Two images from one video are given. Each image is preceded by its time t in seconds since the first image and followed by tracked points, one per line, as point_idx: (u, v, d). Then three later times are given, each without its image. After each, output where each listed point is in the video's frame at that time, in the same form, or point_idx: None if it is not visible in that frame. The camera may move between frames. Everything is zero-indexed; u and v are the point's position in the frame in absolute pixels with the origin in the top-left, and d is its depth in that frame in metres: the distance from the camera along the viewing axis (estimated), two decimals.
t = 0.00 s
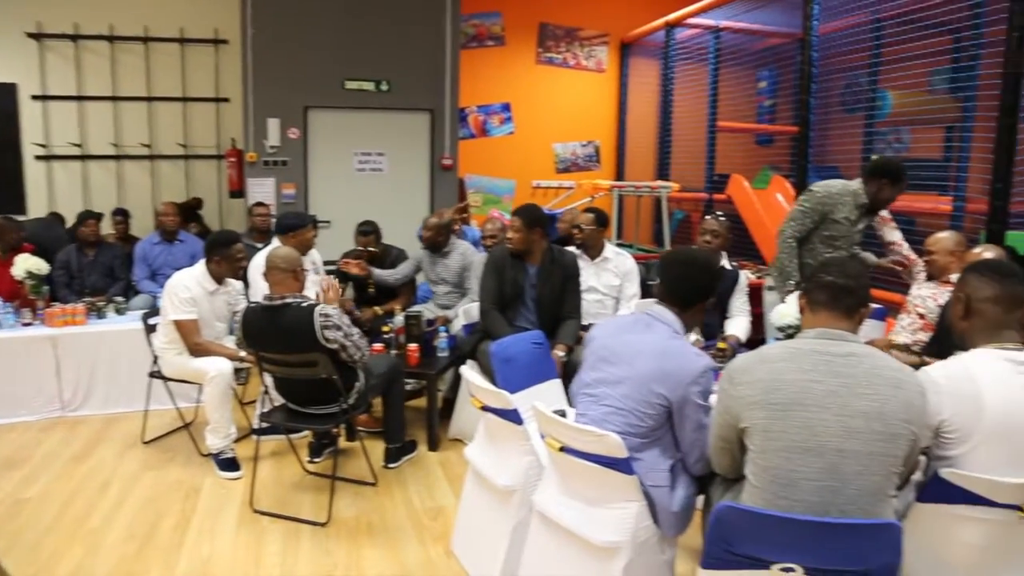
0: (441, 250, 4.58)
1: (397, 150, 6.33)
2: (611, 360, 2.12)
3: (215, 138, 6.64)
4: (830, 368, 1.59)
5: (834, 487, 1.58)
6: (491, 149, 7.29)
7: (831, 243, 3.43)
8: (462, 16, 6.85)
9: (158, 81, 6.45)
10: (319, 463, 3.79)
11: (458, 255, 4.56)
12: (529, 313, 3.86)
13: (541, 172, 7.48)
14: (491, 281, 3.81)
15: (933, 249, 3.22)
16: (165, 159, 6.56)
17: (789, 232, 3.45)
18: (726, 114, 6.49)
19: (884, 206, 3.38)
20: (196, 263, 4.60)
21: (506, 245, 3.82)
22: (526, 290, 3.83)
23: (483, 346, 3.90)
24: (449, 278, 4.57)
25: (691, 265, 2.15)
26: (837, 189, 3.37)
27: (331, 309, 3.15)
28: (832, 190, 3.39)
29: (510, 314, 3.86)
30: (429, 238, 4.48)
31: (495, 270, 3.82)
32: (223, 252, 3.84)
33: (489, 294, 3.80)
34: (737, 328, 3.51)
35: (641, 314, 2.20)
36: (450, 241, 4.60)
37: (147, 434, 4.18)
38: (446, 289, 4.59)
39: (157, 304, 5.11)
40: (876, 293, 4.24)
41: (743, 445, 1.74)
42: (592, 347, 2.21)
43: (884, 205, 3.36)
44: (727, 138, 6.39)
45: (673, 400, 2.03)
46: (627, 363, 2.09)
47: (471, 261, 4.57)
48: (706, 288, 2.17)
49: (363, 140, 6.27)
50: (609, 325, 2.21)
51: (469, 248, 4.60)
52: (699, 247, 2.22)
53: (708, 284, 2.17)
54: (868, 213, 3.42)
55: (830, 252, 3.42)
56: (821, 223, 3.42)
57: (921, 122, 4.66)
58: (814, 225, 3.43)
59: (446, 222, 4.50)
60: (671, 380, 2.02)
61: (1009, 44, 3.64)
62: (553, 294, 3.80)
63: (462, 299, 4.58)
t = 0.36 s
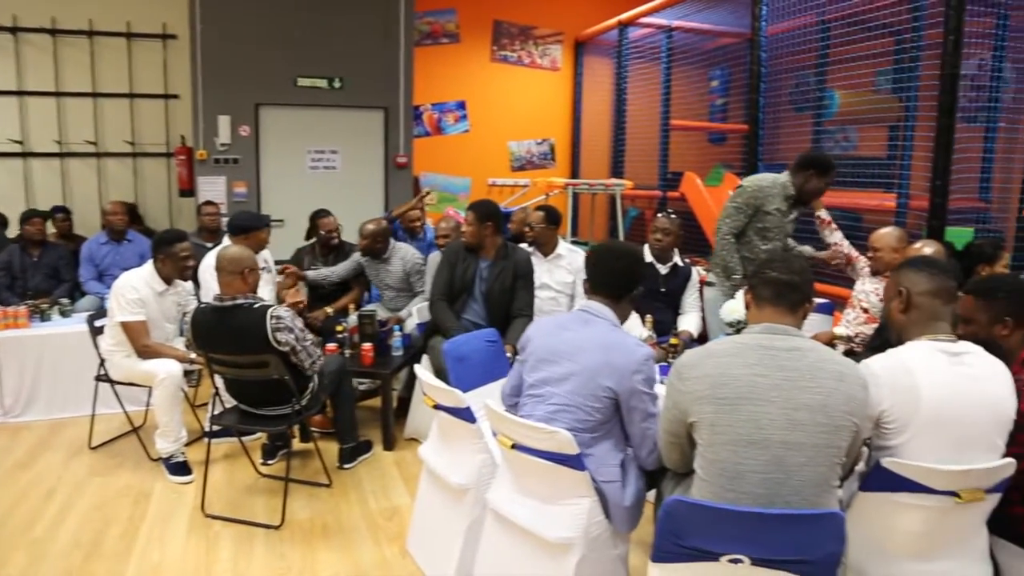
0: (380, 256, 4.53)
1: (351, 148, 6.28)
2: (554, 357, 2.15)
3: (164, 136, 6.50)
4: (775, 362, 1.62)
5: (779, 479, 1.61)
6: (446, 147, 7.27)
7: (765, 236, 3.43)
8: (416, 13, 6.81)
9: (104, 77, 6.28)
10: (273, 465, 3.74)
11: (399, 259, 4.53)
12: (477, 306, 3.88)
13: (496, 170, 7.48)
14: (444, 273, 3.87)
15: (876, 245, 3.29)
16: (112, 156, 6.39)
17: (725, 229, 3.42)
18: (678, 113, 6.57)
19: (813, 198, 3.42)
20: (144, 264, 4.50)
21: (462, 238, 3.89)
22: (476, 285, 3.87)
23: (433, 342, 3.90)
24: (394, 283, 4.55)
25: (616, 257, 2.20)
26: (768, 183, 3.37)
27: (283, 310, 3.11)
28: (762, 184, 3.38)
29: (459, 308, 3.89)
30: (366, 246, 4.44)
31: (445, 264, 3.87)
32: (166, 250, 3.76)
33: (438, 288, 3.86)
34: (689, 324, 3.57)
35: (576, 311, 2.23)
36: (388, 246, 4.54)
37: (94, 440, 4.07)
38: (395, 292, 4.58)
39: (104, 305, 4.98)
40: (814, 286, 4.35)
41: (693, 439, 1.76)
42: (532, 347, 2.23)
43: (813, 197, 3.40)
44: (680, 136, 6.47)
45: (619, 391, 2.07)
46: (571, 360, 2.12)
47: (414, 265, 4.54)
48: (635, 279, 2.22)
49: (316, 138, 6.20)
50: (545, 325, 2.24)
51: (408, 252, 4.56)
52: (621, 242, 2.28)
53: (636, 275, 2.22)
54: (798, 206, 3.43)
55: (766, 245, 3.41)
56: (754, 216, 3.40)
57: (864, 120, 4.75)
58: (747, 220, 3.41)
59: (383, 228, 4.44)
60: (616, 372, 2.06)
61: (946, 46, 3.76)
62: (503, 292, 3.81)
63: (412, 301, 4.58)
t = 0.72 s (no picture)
0: (342, 260, 4.52)
1: (319, 151, 6.24)
2: (516, 357, 2.18)
3: (127, 139, 6.41)
4: (736, 361, 1.65)
5: (742, 477, 1.64)
6: (414, 149, 7.25)
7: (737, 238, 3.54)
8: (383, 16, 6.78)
9: (64, 80, 6.17)
10: (242, 471, 3.71)
11: (361, 264, 4.49)
12: (441, 308, 3.90)
13: (465, 172, 7.49)
14: (408, 272, 3.90)
15: (841, 244, 3.33)
16: (74, 161, 6.28)
17: (700, 233, 3.50)
18: (645, 114, 6.63)
19: (782, 202, 3.51)
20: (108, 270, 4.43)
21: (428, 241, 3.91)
22: (442, 286, 3.88)
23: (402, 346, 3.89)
24: (357, 287, 4.52)
25: (569, 253, 2.25)
26: (740, 186, 3.47)
27: (250, 317, 3.08)
28: (734, 188, 3.48)
29: (422, 311, 3.90)
30: (327, 249, 4.40)
31: (410, 266, 3.90)
32: (121, 253, 3.74)
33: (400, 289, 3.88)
34: (657, 324, 3.58)
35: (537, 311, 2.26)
36: (350, 250, 4.50)
37: (57, 450, 4.00)
38: (360, 296, 4.56)
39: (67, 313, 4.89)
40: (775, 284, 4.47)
41: (657, 439, 1.78)
42: (493, 348, 2.26)
43: (782, 200, 3.49)
44: (646, 137, 6.53)
45: (581, 387, 2.11)
46: (532, 360, 2.15)
47: (376, 269, 4.50)
48: (586, 274, 2.26)
49: (283, 141, 6.15)
50: (505, 326, 2.28)
51: (370, 256, 4.52)
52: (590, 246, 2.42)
53: (587, 271, 2.26)
54: (767, 208, 3.54)
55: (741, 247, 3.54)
56: (727, 220, 3.50)
57: (826, 122, 4.84)
58: (719, 223, 3.50)
59: (343, 231, 4.40)
60: (576, 370, 2.10)
61: (902, 50, 3.84)
62: (468, 293, 3.81)
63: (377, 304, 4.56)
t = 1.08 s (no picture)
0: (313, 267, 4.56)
1: (295, 157, 6.22)
2: (490, 361, 2.21)
3: (101, 145, 6.35)
4: (703, 364, 1.68)
5: (709, 479, 1.66)
6: (391, 155, 7.25)
7: (726, 243, 3.51)
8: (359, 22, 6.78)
9: (36, 85, 6.10)
10: (216, 480, 3.69)
11: (331, 269, 4.49)
12: (415, 316, 3.90)
13: (442, 177, 7.49)
14: (379, 282, 3.91)
15: (817, 250, 3.36)
16: (46, 167, 6.21)
17: (690, 242, 3.45)
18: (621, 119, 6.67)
19: (769, 207, 3.51)
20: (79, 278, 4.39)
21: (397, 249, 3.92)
22: (415, 293, 3.88)
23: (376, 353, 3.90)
24: (328, 292, 4.49)
25: (544, 258, 2.29)
26: (727, 191, 3.43)
27: (223, 324, 3.07)
28: (723, 192, 3.44)
29: (396, 318, 3.91)
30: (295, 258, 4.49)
31: (382, 274, 3.90)
32: (91, 259, 3.73)
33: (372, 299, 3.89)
34: (632, 328, 3.62)
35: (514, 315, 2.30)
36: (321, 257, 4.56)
37: (28, 460, 3.95)
38: (333, 302, 4.53)
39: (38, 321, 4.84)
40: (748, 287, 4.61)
41: (626, 443, 1.80)
42: (468, 354, 2.29)
43: (769, 205, 3.49)
44: (622, 142, 6.57)
45: (556, 389, 2.14)
46: (508, 363, 2.18)
47: (347, 273, 4.48)
48: (561, 280, 2.29)
49: (259, 147, 6.13)
50: (480, 332, 2.31)
51: (340, 261, 4.51)
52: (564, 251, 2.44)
53: (560, 276, 2.29)
54: (754, 212, 3.53)
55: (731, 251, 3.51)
56: (717, 225, 3.46)
57: (803, 126, 4.93)
58: (708, 229, 3.47)
59: (310, 239, 4.50)
60: (551, 372, 2.13)
61: (870, 56, 3.88)
62: (442, 300, 3.82)
63: (350, 308, 4.53)
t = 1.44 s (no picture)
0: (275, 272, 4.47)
1: (253, 161, 6.16)
2: (463, 359, 2.27)
3: (53, 150, 6.21)
4: (653, 364, 1.70)
5: (660, 477, 1.68)
6: (352, 159, 7.20)
7: (695, 245, 3.54)
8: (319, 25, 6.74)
9: None
10: (173, 489, 3.63)
11: (295, 273, 4.47)
12: (374, 320, 3.89)
13: (404, 182, 7.47)
14: (338, 288, 3.89)
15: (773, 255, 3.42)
16: None
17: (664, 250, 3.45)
18: (581, 122, 6.71)
19: (729, 204, 3.57)
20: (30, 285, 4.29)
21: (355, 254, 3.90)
22: (373, 297, 3.86)
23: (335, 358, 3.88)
24: (293, 296, 4.48)
25: (509, 262, 2.35)
26: (693, 194, 3.45)
27: (177, 331, 3.03)
28: (689, 198, 3.45)
29: (354, 323, 3.90)
30: (258, 262, 4.38)
31: (341, 280, 3.88)
32: (45, 266, 3.64)
33: (331, 304, 3.88)
34: (592, 330, 3.66)
35: (479, 317, 2.34)
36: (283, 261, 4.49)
37: None
38: (294, 307, 4.51)
39: None
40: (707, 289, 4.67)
41: (580, 443, 1.82)
42: (439, 353, 2.32)
43: (730, 202, 3.55)
44: (583, 145, 6.62)
45: (532, 381, 2.24)
46: (483, 360, 2.24)
47: (311, 276, 4.50)
48: (526, 285, 2.35)
49: (217, 151, 6.05)
50: (449, 332, 2.35)
51: (305, 265, 4.52)
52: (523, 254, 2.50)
53: (525, 282, 2.35)
54: (714, 210, 3.57)
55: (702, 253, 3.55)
56: (687, 229, 3.48)
57: (756, 130, 4.98)
58: (680, 234, 3.48)
59: (274, 244, 4.39)
60: (528, 365, 2.22)
61: (821, 60, 3.97)
62: (401, 306, 3.81)
63: (313, 313, 4.53)
